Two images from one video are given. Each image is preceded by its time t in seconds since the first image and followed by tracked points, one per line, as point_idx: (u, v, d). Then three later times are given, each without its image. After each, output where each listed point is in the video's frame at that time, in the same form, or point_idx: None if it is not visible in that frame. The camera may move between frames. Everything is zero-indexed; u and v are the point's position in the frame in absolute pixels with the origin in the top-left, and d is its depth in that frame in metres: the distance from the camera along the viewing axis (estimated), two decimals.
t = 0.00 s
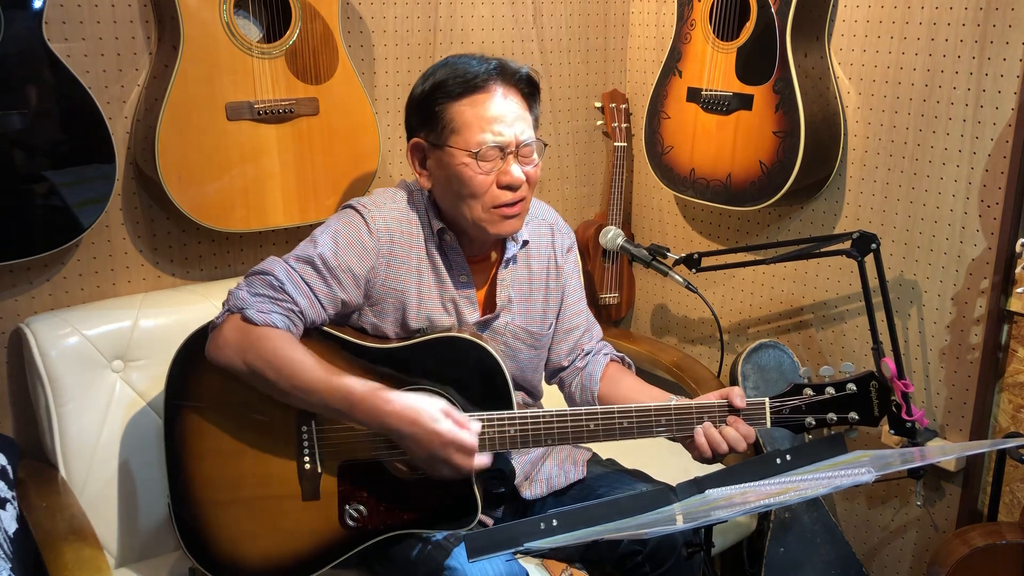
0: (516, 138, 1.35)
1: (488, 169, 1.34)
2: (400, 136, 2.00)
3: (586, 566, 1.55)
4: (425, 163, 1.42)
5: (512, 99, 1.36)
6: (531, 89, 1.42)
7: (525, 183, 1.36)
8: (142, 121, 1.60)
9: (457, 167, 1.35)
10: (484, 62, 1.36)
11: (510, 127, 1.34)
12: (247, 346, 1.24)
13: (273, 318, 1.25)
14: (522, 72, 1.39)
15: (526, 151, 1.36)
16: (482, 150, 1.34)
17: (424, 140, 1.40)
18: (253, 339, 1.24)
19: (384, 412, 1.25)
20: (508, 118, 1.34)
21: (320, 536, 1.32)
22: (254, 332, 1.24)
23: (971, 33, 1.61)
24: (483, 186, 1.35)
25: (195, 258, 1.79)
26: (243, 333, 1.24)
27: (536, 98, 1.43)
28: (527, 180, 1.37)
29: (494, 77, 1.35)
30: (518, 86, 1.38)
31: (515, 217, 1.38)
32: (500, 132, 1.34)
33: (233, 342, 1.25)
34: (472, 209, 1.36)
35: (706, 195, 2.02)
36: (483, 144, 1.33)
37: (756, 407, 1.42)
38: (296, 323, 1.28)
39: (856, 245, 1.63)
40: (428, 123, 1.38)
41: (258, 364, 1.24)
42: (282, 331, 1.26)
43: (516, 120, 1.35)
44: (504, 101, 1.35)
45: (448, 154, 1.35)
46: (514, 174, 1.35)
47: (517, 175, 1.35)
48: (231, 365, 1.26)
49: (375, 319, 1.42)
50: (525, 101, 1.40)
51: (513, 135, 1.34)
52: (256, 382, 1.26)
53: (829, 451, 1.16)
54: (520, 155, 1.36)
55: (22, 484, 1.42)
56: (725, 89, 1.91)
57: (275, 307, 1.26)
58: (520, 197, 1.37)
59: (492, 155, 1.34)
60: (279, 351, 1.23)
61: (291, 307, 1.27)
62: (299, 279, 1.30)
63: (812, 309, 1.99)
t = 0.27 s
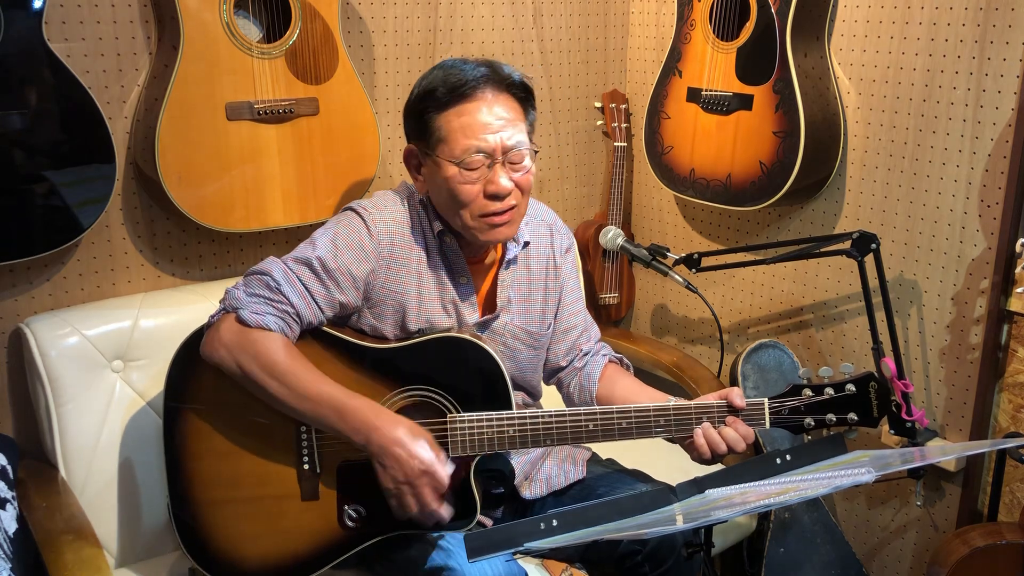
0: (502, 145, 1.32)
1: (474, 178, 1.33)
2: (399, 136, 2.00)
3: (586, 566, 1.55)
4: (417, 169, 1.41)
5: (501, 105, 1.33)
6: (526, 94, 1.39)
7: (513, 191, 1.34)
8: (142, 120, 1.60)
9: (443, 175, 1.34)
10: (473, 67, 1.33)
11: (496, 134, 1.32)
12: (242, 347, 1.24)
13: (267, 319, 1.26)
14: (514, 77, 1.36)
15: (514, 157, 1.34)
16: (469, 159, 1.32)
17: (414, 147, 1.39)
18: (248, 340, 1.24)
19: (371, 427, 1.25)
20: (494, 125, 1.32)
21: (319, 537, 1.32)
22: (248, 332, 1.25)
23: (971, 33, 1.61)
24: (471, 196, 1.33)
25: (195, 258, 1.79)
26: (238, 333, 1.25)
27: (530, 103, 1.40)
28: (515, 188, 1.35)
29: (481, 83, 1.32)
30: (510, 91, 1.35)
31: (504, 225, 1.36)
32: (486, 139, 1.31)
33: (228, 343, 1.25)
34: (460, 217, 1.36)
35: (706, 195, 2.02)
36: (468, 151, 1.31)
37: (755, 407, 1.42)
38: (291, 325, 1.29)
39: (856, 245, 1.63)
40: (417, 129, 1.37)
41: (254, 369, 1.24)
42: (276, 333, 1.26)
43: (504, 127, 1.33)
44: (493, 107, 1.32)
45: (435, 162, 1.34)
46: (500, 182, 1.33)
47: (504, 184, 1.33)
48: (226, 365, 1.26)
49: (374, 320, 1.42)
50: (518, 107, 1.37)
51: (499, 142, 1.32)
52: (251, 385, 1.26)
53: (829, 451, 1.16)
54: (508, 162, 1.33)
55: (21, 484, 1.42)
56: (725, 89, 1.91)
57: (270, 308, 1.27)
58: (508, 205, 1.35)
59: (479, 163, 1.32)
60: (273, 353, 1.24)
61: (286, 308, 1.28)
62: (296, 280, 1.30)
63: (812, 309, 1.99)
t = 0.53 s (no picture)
0: (478, 158, 1.29)
1: (452, 194, 1.31)
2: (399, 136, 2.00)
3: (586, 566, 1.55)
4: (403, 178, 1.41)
5: (477, 117, 1.30)
6: (507, 102, 1.34)
7: (491, 204, 1.32)
8: (142, 120, 1.60)
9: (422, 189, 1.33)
10: (448, 78, 1.29)
11: (471, 147, 1.29)
12: (248, 349, 1.24)
13: (273, 322, 1.26)
14: (492, 86, 1.31)
15: (491, 169, 1.31)
16: (445, 175, 1.30)
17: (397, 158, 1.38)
18: (254, 343, 1.24)
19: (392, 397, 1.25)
20: (470, 139, 1.29)
21: (320, 537, 1.32)
22: (254, 336, 1.25)
23: (971, 33, 1.61)
24: (450, 210, 1.32)
25: (195, 258, 1.79)
26: (243, 337, 1.25)
27: (513, 109, 1.36)
28: (494, 200, 1.33)
29: (456, 96, 1.28)
30: (489, 101, 1.31)
31: (487, 236, 1.35)
32: (461, 154, 1.29)
33: (234, 348, 1.25)
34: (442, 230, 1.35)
35: (706, 195, 2.02)
36: (443, 167, 1.30)
37: (755, 403, 1.41)
38: (296, 327, 1.29)
39: (856, 245, 1.63)
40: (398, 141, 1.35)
41: (262, 367, 1.24)
42: (283, 335, 1.27)
43: (480, 139, 1.29)
44: (470, 119, 1.29)
45: (415, 176, 1.34)
46: (477, 196, 1.31)
47: (481, 197, 1.31)
48: (230, 369, 1.26)
49: (373, 320, 1.42)
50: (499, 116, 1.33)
51: (474, 156, 1.29)
52: (259, 384, 1.26)
53: (829, 451, 1.16)
54: (485, 175, 1.31)
55: (21, 484, 1.42)
56: (725, 89, 1.91)
57: (275, 311, 1.27)
58: (488, 218, 1.33)
59: (455, 177, 1.30)
60: (285, 350, 1.24)
61: (292, 312, 1.29)
62: (299, 283, 1.31)
63: (812, 309, 1.99)
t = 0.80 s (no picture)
0: (484, 169, 1.29)
1: (457, 204, 1.30)
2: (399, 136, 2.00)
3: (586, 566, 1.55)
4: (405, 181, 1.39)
5: (484, 129, 1.29)
6: (514, 115, 1.33)
7: (495, 215, 1.32)
8: (142, 121, 1.60)
9: (426, 196, 1.32)
10: (458, 90, 1.28)
11: (478, 160, 1.28)
12: (250, 353, 1.24)
13: (277, 326, 1.26)
14: (501, 99, 1.30)
15: (498, 181, 1.30)
16: (451, 185, 1.29)
17: (403, 161, 1.37)
18: (257, 347, 1.24)
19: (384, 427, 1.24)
20: (478, 151, 1.28)
21: (321, 537, 1.32)
22: (257, 340, 1.25)
23: (971, 33, 1.61)
24: (454, 219, 1.32)
25: (195, 258, 1.79)
26: (245, 341, 1.25)
27: (518, 121, 1.35)
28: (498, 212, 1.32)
29: (466, 109, 1.27)
30: (496, 111, 1.30)
31: (486, 245, 1.35)
32: (467, 165, 1.28)
33: (236, 351, 1.25)
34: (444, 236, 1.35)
35: (706, 195, 2.02)
36: (449, 177, 1.29)
37: (755, 398, 1.41)
38: (298, 332, 1.30)
39: (856, 245, 1.63)
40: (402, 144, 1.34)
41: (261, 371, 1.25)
42: (285, 340, 1.27)
43: (488, 152, 1.28)
44: (477, 130, 1.28)
45: (420, 182, 1.32)
46: (481, 207, 1.30)
47: (485, 209, 1.30)
48: (231, 370, 1.26)
49: (373, 323, 1.42)
50: (506, 128, 1.32)
51: (481, 168, 1.28)
52: (256, 389, 1.26)
53: (828, 451, 1.16)
54: (491, 186, 1.30)
55: (22, 484, 1.42)
56: (725, 89, 1.91)
57: (278, 316, 1.28)
58: (491, 229, 1.33)
59: (460, 188, 1.29)
60: (282, 356, 1.24)
61: (294, 316, 1.29)
62: (302, 287, 1.31)
63: (812, 309, 1.99)
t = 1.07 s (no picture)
0: (524, 183, 1.29)
1: (494, 215, 1.30)
2: (399, 136, 2.00)
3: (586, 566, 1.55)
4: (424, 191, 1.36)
5: (521, 142, 1.29)
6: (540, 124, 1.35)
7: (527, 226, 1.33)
8: (142, 120, 1.60)
9: (460, 208, 1.30)
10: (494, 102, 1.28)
11: (516, 171, 1.28)
12: (255, 353, 1.23)
13: (282, 326, 1.25)
14: (532, 110, 1.32)
15: (531, 191, 1.31)
16: (491, 198, 1.29)
17: (425, 171, 1.33)
18: (263, 347, 1.23)
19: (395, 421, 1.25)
20: (515, 162, 1.28)
21: (321, 537, 1.32)
22: (263, 340, 1.24)
23: (971, 33, 1.61)
24: (486, 230, 1.31)
25: (195, 258, 1.79)
26: (251, 340, 1.24)
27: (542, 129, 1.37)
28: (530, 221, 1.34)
29: (504, 120, 1.27)
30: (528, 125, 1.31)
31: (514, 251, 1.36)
32: (506, 176, 1.28)
33: (241, 351, 1.25)
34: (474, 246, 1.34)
35: (706, 195, 2.02)
36: (488, 189, 1.28)
37: (753, 393, 1.41)
38: (303, 330, 1.29)
39: (856, 245, 1.63)
40: (428, 155, 1.31)
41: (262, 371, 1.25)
42: (291, 339, 1.26)
43: (525, 162, 1.29)
44: (515, 143, 1.29)
45: (451, 194, 1.30)
46: (517, 217, 1.31)
47: (521, 218, 1.31)
48: (235, 370, 1.25)
49: (372, 322, 1.42)
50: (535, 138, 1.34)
51: (518, 178, 1.29)
52: (262, 389, 1.26)
53: (828, 451, 1.16)
54: (525, 196, 1.31)
55: (22, 484, 1.42)
56: (725, 89, 1.91)
57: (284, 315, 1.26)
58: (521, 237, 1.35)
59: (499, 199, 1.29)
60: (288, 355, 1.23)
61: (299, 315, 1.28)
62: (306, 286, 1.30)
63: (812, 309, 1.99)
